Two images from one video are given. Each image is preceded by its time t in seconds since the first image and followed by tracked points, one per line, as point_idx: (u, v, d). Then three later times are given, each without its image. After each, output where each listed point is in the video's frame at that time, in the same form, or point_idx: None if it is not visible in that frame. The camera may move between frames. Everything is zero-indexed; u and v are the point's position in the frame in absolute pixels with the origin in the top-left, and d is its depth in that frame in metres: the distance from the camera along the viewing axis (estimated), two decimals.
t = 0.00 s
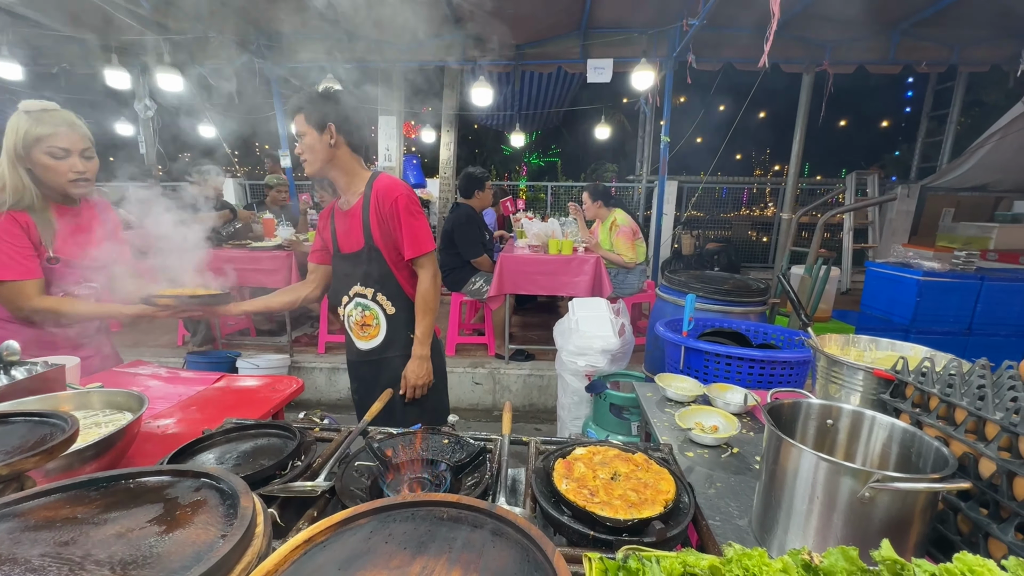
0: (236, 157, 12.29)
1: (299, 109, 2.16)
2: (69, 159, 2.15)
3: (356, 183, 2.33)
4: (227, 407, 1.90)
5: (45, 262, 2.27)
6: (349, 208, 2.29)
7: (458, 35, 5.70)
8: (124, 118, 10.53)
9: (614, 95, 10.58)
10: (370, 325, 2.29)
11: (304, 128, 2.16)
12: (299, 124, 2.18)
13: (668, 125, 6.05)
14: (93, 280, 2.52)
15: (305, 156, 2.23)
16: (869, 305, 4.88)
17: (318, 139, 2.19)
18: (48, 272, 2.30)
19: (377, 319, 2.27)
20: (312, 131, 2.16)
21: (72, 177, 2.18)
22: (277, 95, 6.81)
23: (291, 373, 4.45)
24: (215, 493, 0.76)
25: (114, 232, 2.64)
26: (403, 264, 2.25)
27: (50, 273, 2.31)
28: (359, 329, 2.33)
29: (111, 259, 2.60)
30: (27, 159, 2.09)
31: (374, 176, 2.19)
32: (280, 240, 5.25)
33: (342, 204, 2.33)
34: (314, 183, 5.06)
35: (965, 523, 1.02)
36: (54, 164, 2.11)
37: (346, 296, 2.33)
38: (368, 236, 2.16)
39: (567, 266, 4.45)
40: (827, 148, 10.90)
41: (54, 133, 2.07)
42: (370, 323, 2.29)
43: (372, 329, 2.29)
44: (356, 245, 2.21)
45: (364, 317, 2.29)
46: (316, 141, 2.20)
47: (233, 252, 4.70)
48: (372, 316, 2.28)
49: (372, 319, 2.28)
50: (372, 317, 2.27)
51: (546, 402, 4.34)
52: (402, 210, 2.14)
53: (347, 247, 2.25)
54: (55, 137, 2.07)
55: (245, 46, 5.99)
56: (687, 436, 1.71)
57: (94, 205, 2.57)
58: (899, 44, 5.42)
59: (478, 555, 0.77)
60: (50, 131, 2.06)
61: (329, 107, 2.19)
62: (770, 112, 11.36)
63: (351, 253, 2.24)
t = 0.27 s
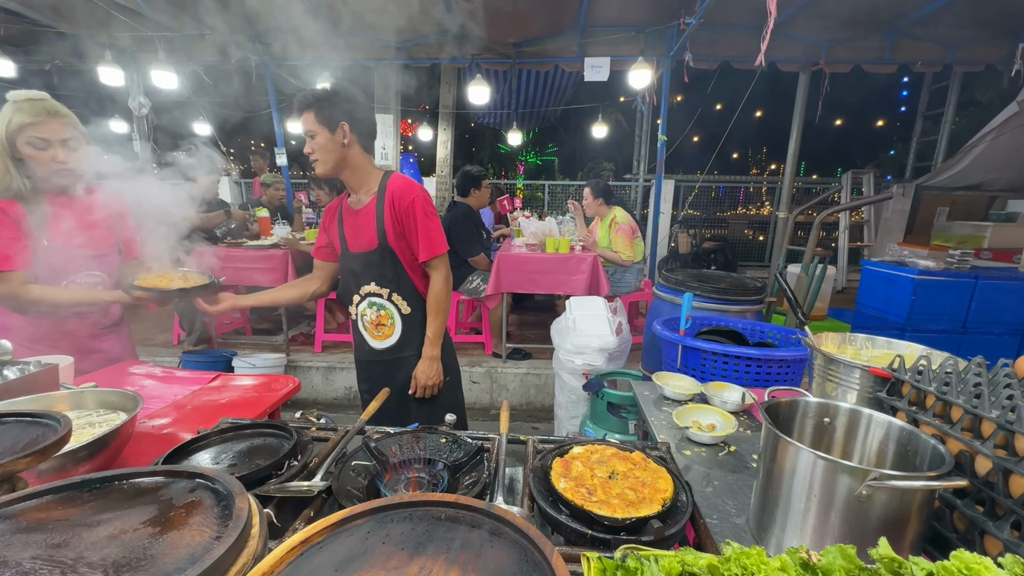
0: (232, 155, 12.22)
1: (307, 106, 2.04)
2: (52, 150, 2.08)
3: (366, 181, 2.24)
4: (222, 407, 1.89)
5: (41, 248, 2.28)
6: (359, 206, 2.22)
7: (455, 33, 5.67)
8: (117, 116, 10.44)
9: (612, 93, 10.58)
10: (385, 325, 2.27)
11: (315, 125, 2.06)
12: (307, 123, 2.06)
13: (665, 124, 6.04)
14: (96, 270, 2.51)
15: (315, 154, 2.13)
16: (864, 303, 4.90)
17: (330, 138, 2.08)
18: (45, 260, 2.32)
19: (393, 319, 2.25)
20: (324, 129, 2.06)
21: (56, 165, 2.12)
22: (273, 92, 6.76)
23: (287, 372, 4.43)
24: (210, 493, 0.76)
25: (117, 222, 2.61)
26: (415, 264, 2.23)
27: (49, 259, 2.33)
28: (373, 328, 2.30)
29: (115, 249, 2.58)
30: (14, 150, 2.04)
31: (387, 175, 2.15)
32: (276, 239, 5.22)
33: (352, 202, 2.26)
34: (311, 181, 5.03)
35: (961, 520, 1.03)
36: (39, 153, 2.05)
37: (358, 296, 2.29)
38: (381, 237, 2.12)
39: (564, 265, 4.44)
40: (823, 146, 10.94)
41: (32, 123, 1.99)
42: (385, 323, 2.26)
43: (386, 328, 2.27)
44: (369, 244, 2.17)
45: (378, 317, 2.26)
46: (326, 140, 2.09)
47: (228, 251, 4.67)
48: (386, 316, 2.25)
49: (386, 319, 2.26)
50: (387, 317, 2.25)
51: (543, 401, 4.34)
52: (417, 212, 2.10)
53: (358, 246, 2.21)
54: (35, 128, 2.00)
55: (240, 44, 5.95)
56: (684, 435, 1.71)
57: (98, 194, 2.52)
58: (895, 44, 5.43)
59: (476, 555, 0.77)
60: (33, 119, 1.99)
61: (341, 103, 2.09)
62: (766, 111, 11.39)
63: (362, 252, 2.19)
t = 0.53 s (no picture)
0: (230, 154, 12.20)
1: (361, 100, 1.88)
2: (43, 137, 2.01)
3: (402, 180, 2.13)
4: (219, 405, 1.88)
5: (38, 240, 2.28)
6: (393, 206, 2.13)
7: (453, 32, 5.67)
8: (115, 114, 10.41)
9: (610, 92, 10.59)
10: (409, 328, 2.23)
11: (371, 122, 1.91)
12: (358, 119, 1.90)
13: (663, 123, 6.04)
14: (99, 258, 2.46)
15: (358, 151, 1.97)
16: (862, 302, 4.92)
17: (387, 138, 1.97)
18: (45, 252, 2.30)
19: (418, 322, 2.22)
20: (379, 128, 1.92)
21: (51, 152, 2.07)
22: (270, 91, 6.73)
23: (285, 371, 4.43)
24: (204, 492, 0.75)
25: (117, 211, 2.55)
26: (446, 267, 2.24)
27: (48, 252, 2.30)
28: (394, 331, 2.25)
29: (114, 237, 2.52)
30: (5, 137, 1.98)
31: (422, 176, 2.12)
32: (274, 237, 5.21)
33: (382, 202, 2.15)
34: (308, 179, 5.01)
35: (957, 519, 1.03)
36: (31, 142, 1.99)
37: (381, 297, 2.22)
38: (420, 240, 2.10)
39: (563, 264, 4.44)
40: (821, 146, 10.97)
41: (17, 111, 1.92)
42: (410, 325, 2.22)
43: (410, 331, 2.23)
44: (405, 246, 2.14)
45: (403, 319, 2.22)
46: (381, 140, 1.96)
47: (225, 249, 4.64)
48: (411, 318, 2.21)
49: (411, 321, 2.22)
50: (412, 320, 2.22)
51: (542, 400, 4.35)
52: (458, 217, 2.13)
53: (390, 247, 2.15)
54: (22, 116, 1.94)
55: (238, 42, 5.93)
56: (681, 433, 1.71)
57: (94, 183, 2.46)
58: (893, 44, 5.44)
59: (472, 553, 0.77)
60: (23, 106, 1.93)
61: (392, 100, 1.96)
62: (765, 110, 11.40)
63: (395, 254, 2.14)
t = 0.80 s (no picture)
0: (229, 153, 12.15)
1: (434, 97, 1.82)
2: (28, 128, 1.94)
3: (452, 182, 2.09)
4: (217, 404, 1.88)
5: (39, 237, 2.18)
6: (443, 207, 2.09)
7: (453, 30, 5.66)
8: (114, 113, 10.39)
9: (610, 91, 10.58)
10: (446, 331, 2.17)
11: (443, 122, 1.85)
12: (428, 116, 1.83)
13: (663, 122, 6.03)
14: (100, 252, 2.40)
15: (423, 151, 1.89)
16: (861, 301, 4.92)
17: (452, 139, 1.93)
18: (45, 249, 2.21)
19: (457, 325, 2.17)
20: (450, 129, 1.88)
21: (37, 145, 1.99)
22: (269, 89, 6.71)
23: (285, 370, 4.44)
24: (198, 489, 0.75)
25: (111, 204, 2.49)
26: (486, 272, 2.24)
27: (48, 248, 2.22)
28: (430, 333, 2.17)
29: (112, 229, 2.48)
30: None
31: (472, 180, 2.12)
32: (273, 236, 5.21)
33: (429, 202, 2.10)
34: (307, 178, 5.00)
35: (953, 516, 1.03)
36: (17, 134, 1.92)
37: (419, 297, 2.13)
38: (471, 243, 2.09)
39: (562, 262, 4.45)
40: (820, 144, 10.97)
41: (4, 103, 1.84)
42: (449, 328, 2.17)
43: (448, 334, 2.18)
44: (451, 248, 2.11)
45: (441, 322, 2.16)
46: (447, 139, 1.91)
47: (223, 248, 4.63)
48: (450, 321, 2.16)
49: (451, 324, 2.16)
50: (449, 323, 2.16)
51: (541, 399, 4.35)
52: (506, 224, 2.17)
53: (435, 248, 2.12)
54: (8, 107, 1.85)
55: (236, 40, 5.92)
56: (679, 431, 1.71)
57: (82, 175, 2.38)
58: (893, 42, 5.43)
59: (465, 550, 0.77)
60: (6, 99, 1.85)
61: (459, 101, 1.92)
62: (764, 109, 11.40)
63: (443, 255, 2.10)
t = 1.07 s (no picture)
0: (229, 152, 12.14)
1: (484, 97, 1.85)
2: (17, 126, 1.88)
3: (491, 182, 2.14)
4: (216, 403, 1.89)
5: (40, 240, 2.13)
6: (481, 208, 2.14)
7: (452, 29, 5.66)
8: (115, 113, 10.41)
9: (610, 91, 10.57)
10: (475, 329, 2.21)
11: (492, 123, 1.89)
12: (477, 116, 1.86)
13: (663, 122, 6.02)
14: (99, 252, 2.36)
15: (471, 150, 1.92)
16: (861, 301, 4.92)
17: (497, 139, 1.96)
18: (46, 251, 2.16)
19: (486, 324, 2.21)
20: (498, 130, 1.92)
21: (28, 146, 1.94)
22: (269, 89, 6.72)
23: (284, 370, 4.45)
24: (195, 486, 0.76)
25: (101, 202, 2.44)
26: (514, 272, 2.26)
27: (48, 251, 2.17)
28: (460, 331, 2.22)
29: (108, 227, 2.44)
30: None
31: (507, 183, 2.13)
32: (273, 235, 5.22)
33: (466, 202, 2.14)
34: (307, 178, 5.00)
35: (946, 514, 1.04)
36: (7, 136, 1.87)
37: (450, 295, 2.18)
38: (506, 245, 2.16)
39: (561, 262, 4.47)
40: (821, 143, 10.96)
41: None
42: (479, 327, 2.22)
43: (477, 333, 2.22)
44: (486, 248, 2.19)
45: (472, 321, 2.20)
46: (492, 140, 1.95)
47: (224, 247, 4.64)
48: (481, 320, 2.20)
49: (481, 323, 2.21)
50: (479, 322, 2.21)
51: (540, 398, 4.36)
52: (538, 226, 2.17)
53: (470, 248, 2.19)
54: None
55: (237, 40, 5.94)
56: (676, 430, 1.72)
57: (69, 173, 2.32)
58: (893, 41, 5.43)
59: (458, 546, 0.78)
60: None
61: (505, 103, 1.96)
62: (765, 108, 11.38)
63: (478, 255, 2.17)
